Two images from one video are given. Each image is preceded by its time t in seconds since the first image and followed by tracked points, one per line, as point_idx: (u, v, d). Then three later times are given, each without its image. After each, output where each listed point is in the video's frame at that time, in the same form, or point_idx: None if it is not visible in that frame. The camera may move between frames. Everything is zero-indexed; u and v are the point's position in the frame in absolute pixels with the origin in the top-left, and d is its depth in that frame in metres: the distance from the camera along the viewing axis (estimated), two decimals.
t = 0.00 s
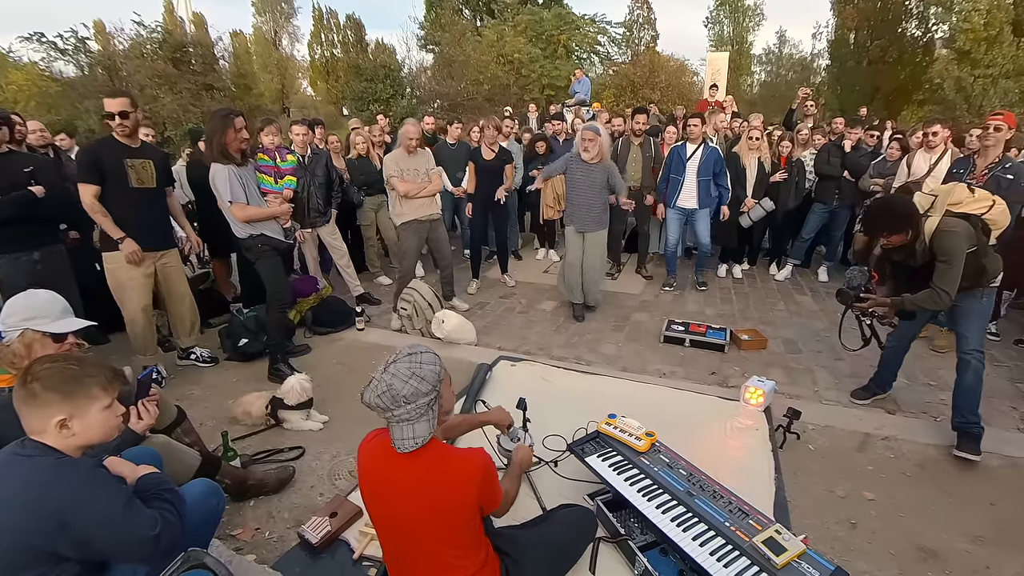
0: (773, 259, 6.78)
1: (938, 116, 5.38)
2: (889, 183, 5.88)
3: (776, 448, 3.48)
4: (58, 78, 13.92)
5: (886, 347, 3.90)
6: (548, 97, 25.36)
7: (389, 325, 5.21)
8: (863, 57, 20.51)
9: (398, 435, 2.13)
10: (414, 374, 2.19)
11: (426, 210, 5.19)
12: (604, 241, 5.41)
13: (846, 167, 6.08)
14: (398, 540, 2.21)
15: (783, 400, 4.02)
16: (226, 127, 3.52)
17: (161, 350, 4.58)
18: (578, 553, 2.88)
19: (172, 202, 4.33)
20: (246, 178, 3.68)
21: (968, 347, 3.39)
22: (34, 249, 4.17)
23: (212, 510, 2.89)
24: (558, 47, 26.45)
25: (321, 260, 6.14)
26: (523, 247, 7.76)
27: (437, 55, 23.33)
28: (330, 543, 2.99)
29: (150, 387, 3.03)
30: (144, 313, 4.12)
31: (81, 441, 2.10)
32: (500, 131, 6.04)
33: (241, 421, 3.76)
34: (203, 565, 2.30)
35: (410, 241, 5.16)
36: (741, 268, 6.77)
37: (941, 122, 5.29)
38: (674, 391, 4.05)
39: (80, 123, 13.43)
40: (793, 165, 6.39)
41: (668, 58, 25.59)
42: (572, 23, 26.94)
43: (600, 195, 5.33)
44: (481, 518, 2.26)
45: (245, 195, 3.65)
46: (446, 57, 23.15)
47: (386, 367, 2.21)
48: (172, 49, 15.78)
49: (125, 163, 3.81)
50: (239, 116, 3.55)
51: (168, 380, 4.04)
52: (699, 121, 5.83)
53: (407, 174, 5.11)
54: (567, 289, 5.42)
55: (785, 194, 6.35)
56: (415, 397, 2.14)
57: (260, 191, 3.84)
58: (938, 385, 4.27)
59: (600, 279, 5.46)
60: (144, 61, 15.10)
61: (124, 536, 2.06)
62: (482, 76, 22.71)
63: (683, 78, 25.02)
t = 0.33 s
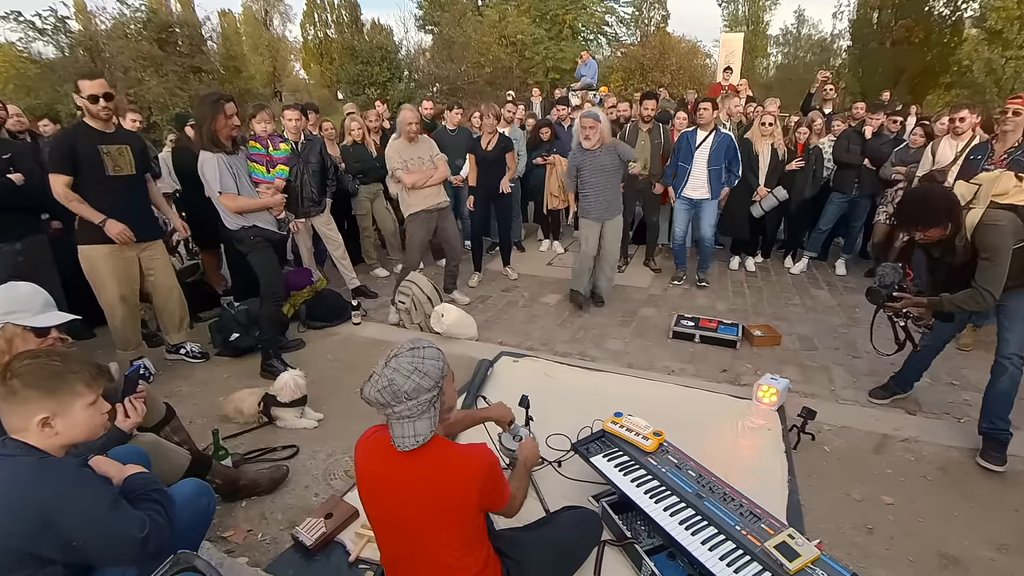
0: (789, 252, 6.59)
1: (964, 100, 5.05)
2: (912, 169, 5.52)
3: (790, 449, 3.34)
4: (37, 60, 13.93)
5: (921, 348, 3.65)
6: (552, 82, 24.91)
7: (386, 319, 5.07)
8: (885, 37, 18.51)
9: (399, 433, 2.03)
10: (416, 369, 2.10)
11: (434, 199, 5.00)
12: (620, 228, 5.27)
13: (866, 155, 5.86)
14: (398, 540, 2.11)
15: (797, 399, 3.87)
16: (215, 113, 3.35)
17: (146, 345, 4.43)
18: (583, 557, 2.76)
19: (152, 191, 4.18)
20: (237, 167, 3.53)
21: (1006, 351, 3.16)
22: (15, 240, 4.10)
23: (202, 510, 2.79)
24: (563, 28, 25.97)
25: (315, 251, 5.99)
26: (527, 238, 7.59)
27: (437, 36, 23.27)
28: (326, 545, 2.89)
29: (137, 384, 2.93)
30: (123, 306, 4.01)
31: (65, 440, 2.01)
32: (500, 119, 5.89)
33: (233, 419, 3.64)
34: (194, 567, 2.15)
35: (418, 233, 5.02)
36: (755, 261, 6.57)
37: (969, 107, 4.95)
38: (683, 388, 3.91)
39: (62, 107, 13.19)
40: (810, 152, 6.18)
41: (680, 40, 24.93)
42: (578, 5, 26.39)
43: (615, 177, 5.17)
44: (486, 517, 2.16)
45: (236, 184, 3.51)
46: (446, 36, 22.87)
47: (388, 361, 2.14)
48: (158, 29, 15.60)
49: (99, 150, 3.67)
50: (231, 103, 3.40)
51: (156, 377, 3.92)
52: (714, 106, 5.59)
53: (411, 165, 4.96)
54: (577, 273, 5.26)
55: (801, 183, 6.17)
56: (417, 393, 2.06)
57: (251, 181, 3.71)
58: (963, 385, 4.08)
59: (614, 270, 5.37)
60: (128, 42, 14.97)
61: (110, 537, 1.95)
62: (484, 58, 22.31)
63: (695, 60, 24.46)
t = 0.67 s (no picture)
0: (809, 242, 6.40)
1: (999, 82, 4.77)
2: (941, 155, 5.20)
3: (807, 451, 3.18)
4: (14, 38, 14.17)
5: (954, 346, 3.41)
6: (557, 62, 24.20)
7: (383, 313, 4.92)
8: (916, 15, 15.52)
9: (400, 430, 1.92)
10: (419, 364, 1.99)
11: (417, 188, 4.85)
12: (628, 216, 5.07)
13: (891, 139, 5.63)
14: (395, 541, 2.00)
15: (815, 397, 3.70)
16: (204, 93, 3.20)
17: (130, 340, 4.30)
18: (588, 562, 2.62)
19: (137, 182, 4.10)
20: (226, 150, 3.37)
21: None
22: None
23: (191, 511, 2.67)
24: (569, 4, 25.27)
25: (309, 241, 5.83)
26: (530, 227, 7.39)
27: (433, 13, 21.59)
28: (319, 548, 2.77)
29: (122, 380, 2.79)
30: (108, 298, 3.85)
31: (47, 439, 1.90)
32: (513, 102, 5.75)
33: (222, 416, 3.51)
34: (182, 571, 2.09)
35: (401, 222, 4.82)
36: (771, 252, 6.34)
37: (1006, 88, 4.70)
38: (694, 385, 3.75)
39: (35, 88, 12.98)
40: (831, 137, 5.93)
41: (693, 15, 24.07)
42: None
43: (623, 166, 4.98)
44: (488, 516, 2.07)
45: (225, 168, 3.36)
46: (445, 13, 21.41)
47: (389, 356, 2.02)
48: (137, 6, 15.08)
49: (86, 132, 3.55)
50: (217, 82, 3.23)
51: (141, 373, 3.79)
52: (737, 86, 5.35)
53: (398, 145, 4.76)
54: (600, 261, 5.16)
55: (822, 168, 5.93)
56: (420, 389, 1.95)
57: (241, 165, 3.55)
58: (991, 385, 3.88)
59: (632, 254, 5.12)
60: (107, 18, 14.52)
61: (89, 539, 1.81)
62: (485, 36, 21.71)
63: (707, 39, 23.78)
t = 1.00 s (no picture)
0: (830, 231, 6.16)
1: None
2: (976, 137, 5.03)
3: (826, 452, 3.02)
4: None
5: (999, 347, 3.08)
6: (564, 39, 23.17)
7: (379, 303, 4.76)
8: None
9: (401, 426, 1.80)
10: (420, 356, 1.84)
11: (423, 170, 4.67)
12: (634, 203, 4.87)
13: (922, 121, 5.36)
14: (391, 542, 1.88)
15: (835, 395, 3.53)
16: (186, 72, 3.06)
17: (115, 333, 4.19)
18: (595, 565, 2.49)
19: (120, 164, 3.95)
20: (213, 132, 3.25)
21: None
22: None
23: (177, 511, 2.54)
24: None
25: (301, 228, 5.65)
26: (535, 215, 7.19)
27: None
28: (313, 549, 2.64)
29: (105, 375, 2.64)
30: (95, 288, 3.73)
31: (24, 437, 1.89)
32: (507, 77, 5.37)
33: (211, 412, 3.38)
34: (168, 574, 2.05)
35: (405, 208, 4.68)
36: (790, 242, 6.11)
37: None
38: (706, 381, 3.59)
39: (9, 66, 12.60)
40: (857, 118, 5.63)
41: None
42: None
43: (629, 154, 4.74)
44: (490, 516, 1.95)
45: (213, 152, 3.23)
46: None
47: (388, 348, 1.86)
48: None
49: (64, 112, 3.40)
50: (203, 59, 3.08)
51: (125, 367, 3.66)
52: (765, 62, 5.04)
53: (399, 129, 4.57)
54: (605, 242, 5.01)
55: (847, 152, 5.68)
56: (422, 383, 1.81)
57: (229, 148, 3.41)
58: None
59: (639, 246, 5.01)
60: None
61: (69, 542, 1.79)
62: (490, 11, 21.25)
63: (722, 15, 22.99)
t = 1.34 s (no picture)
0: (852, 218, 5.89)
1: None
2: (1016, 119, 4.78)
3: (847, 453, 2.86)
4: None
5: None
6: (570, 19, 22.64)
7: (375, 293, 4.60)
8: None
9: (394, 420, 1.66)
10: (413, 346, 1.69)
11: (429, 153, 4.48)
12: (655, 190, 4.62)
13: (957, 100, 5.13)
14: (387, 539, 1.74)
15: (857, 392, 3.36)
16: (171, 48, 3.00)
17: (94, 324, 4.05)
18: (601, 569, 2.34)
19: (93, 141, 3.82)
20: (199, 113, 3.24)
21: None
22: None
23: (163, 511, 2.39)
24: None
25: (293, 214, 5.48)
26: (540, 200, 6.99)
27: None
28: (306, 551, 2.51)
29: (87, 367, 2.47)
30: (67, 275, 3.65)
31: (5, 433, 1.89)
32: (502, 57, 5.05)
33: (199, 408, 3.25)
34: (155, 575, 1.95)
35: (412, 191, 4.49)
36: (811, 230, 5.88)
37: None
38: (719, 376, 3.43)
39: None
40: (886, 98, 5.40)
41: None
42: None
43: (647, 126, 4.48)
44: (491, 511, 1.80)
45: (200, 134, 3.24)
46: None
47: (380, 337, 1.73)
48: None
49: (32, 92, 3.31)
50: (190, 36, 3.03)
51: (108, 360, 3.55)
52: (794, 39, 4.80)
53: (402, 113, 4.40)
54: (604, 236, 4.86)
55: (874, 135, 5.42)
56: (415, 375, 1.67)
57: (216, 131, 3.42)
58: None
59: (644, 234, 4.78)
60: None
61: (51, 543, 1.72)
62: None
63: None
